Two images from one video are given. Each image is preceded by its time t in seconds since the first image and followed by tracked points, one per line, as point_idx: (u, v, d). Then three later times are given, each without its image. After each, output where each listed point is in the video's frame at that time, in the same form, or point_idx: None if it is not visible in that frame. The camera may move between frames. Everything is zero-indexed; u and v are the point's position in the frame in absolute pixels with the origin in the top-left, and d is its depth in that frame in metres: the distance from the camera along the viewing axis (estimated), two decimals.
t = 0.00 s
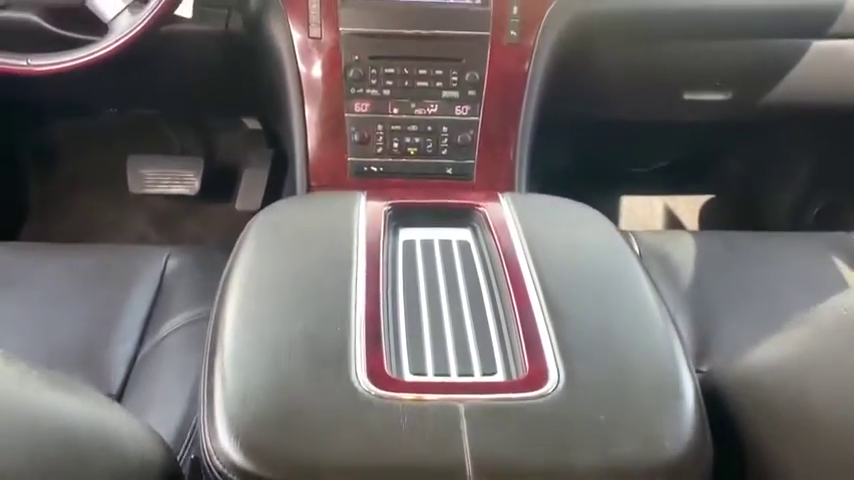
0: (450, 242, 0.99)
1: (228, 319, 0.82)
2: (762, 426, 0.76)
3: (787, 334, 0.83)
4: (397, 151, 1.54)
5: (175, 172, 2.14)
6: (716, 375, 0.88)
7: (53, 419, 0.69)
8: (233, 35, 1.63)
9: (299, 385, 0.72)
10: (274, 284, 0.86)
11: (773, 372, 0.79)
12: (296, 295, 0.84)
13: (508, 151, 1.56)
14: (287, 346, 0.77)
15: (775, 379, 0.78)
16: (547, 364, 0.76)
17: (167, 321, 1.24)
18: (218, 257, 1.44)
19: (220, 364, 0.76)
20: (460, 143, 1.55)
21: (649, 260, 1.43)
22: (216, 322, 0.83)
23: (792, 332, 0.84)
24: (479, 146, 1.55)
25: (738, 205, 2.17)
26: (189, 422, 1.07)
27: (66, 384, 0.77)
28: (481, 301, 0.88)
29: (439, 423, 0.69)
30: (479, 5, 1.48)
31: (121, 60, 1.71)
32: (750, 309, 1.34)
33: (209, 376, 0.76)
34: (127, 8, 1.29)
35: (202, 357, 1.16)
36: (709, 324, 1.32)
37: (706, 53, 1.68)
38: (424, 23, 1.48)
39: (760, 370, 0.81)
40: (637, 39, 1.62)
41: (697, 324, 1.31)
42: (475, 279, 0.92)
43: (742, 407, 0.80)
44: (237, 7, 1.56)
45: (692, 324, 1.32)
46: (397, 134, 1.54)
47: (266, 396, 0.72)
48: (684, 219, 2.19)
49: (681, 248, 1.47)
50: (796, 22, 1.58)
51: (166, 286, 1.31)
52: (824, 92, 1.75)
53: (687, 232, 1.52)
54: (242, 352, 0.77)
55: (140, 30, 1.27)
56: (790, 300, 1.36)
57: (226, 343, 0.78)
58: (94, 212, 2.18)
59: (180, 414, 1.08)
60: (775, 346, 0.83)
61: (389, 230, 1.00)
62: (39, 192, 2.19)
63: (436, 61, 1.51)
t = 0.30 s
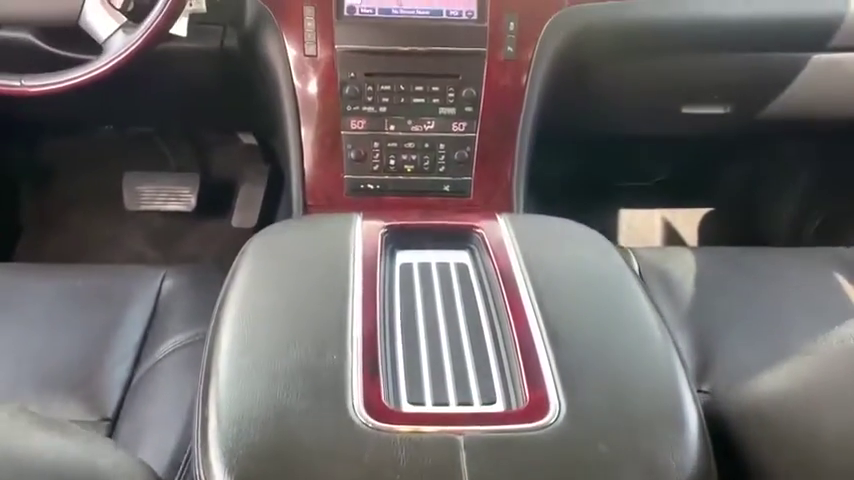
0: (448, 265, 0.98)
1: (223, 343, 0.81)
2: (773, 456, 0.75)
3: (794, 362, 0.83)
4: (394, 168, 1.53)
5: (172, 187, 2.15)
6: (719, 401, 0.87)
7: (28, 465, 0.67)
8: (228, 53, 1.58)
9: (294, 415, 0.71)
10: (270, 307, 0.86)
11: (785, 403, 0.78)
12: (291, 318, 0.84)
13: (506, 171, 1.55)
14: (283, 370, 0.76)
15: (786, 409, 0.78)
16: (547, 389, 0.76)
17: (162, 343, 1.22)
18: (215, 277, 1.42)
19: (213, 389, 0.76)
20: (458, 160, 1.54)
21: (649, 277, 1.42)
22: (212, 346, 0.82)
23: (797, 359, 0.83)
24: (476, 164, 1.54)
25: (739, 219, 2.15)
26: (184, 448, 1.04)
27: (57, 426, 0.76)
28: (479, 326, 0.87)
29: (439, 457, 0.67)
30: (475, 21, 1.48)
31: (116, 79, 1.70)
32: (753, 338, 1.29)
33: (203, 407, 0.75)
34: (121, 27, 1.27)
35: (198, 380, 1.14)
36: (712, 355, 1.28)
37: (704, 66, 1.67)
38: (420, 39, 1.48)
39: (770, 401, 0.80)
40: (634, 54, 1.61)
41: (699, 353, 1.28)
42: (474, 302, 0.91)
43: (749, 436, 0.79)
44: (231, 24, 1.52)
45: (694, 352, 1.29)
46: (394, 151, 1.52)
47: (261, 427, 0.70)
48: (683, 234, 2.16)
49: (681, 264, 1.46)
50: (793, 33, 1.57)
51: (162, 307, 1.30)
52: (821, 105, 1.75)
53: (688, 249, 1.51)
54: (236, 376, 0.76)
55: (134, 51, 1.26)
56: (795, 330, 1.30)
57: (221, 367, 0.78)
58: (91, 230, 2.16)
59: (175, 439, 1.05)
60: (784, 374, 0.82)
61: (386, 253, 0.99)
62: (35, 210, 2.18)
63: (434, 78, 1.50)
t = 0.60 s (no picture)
0: (459, 284, 0.96)
1: (231, 366, 0.80)
2: None
3: (820, 381, 0.79)
4: (401, 181, 1.51)
5: (176, 200, 2.12)
6: (739, 423, 0.84)
7: None
8: (232, 65, 1.58)
9: (302, 442, 0.70)
10: (278, 328, 0.85)
11: (809, 424, 0.74)
12: (300, 339, 0.82)
13: (515, 184, 1.53)
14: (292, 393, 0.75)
15: (811, 432, 0.73)
16: (563, 411, 0.74)
17: (168, 362, 1.21)
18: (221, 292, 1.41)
19: (222, 413, 0.75)
20: (466, 173, 1.52)
21: (661, 289, 1.39)
22: (220, 369, 0.81)
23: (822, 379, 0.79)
24: (484, 176, 1.53)
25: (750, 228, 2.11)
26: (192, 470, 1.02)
27: (62, 471, 0.72)
28: (491, 346, 0.85)
29: None
30: (482, 31, 1.47)
31: (120, 92, 1.70)
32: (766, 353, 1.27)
33: (210, 433, 0.74)
34: (123, 43, 1.27)
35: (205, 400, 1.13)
36: (726, 368, 1.26)
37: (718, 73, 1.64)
38: (427, 50, 1.46)
39: (794, 423, 0.76)
40: (645, 62, 1.58)
41: (713, 367, 1.26)
42: (486, 323, 0.89)
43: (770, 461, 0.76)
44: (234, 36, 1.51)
45: (708, 364, 1.27)
46: (401, 164, 1.51)
47: (268, 454, 0.69)
48: (693, 242, 2.11)
49: (693, 275, 1.43)
50: (807, 40, 1.55)
51: (167, 325, 1.29)
52: (832, 112, 1.72)
53: (700, 259, 1.48)
54: (244, 399, 0.75)
55: (138, 64, 1.24)
56: (812, 355, 1.27)
57: (229, 391, 0.77)
58: (94, 242, 2.13)
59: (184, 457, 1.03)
60: (811, 395, 0.77)
61: (395, 272, 0.97)
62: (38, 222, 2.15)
63: (441, 89, 1.49)
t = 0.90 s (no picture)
0: (463, 304, 0.95)
1: (232, 389, 0.80)
2: None
3: (842, 409, 0.75)
4: (403, 192, 1.49)
5: (179, 210, 2.10)
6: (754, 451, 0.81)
7: None
8: (230, 76, 1.56)
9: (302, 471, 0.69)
10: (281, 351, 0.84)
11: (834, 458, 0.71)
12: (302, 363, 0.82)
13: (517, 196, 1.51)
14: (297, 419, 0.75)
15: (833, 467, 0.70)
16: (571, 438, 0.74)
17: (168, 381, 1.19)
18: (223, 307, 1.40)
19: (223, 439, 0.74)
20: (468, 183, 1.50)
21: (669, 304, 1.37)
22: (220, 393, 0.80)
23: (844, 406, 0.76)
24: (487, 186, 1.51)
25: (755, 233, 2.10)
26: None
27: None
28: (498, 370, 0.85)
29: None
30: (483, 38, 1.45)
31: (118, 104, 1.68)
32: (773, 368, 1.26)
33: (211, 456, 0.74)
34: (120, 57, 1.25)
35: (206, 421, 1.11)
36: (735, 383, 1.24)
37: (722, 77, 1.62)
38: (428, 60, 1.45)
39: (814, 455, 0.73)
40: (652, 68, 1.56)
41: (722, 383, 1.24)
42: (491, 344, 0.88)
43: None
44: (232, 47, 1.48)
45: (718, 380, 1.25)
46: (403, 175, 1.49)
47: None
48: (698, 246, 2.11)
49: (700, 286, 1.41)
50: (815, 44, 1.52)
51: (167, 343, 1.27)
52: (840, 116, 1.70)
53: (707, 268, 1.46)
54: (247, 425, 0.75)
55: (137, 77, 1.22)
56: (820, 373, 1.25)
57: (230, 416, 0.76)
58: (95, 252, 2.12)
59: None
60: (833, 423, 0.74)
61: (398, 292, 0.95)
62: (37, 231, 2.14)
63: (442, 98, 1.47)
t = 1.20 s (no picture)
0: (475, 325, 0.93)
1: (241, 409, 0.80)
2: None
3: None
4: (408, 203, 1.47)
5: (180, 218, 2.06)
6: None
7: None
8: (232, 85, 1.54)
9: None
10: (291, 369, 0.84)
11: None
12: (312, 392, 0.81)
13: (524, 207, 1.49)
14: (308, 440, 0.75)
15: None
16: (585, 456, 0.75)
17: (174, 400, 1.17)
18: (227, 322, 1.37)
19: (232, 461, 0.75)
20: (475, 192, 1.48)
21: (682, 313, 1.34)
22: (228, 417, 0.80)
23: None
24: (494, 195, 1.48)
25: (765, 238, 2.07)
26: None
27: None
28: (513, 399, 0.83)
29: None
30: (489, 45, 1.43)
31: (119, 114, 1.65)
32: (787, 380, 1.24)
33: None
34: (120, 70, 1.22)
35: (213, 440, 1.09)
36: (749, 395, 1.22)
37: (734, 81, 1.59)
38: (433, 67, 1.42)
39: None
40: (663, 73, 1.53)
41: (737, 395, 1.22)
42: (505, 369, 0.87)
43: None
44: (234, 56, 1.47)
45: (731, 393, 1.23)
46: (409, 185, 1.47)
47: None
48: (705, 249, 2.08)
49: (712, 295, 1.38)
50: (829, 47, 1.49)
51: (170, 360, 1.25)
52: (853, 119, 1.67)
53: (718, 279, 1.44)
54: (257, 460, 0.74)
55: (139, 90, 1.20)
56: (837, 387, 1.23)
57: (238, 448, 0.76)
58: (96, 261, 2.10)
59: None
60: None
61: (409, 314, 0.93)
62: (38, 240, 2.11)
63: (447, 106, 1.44)
